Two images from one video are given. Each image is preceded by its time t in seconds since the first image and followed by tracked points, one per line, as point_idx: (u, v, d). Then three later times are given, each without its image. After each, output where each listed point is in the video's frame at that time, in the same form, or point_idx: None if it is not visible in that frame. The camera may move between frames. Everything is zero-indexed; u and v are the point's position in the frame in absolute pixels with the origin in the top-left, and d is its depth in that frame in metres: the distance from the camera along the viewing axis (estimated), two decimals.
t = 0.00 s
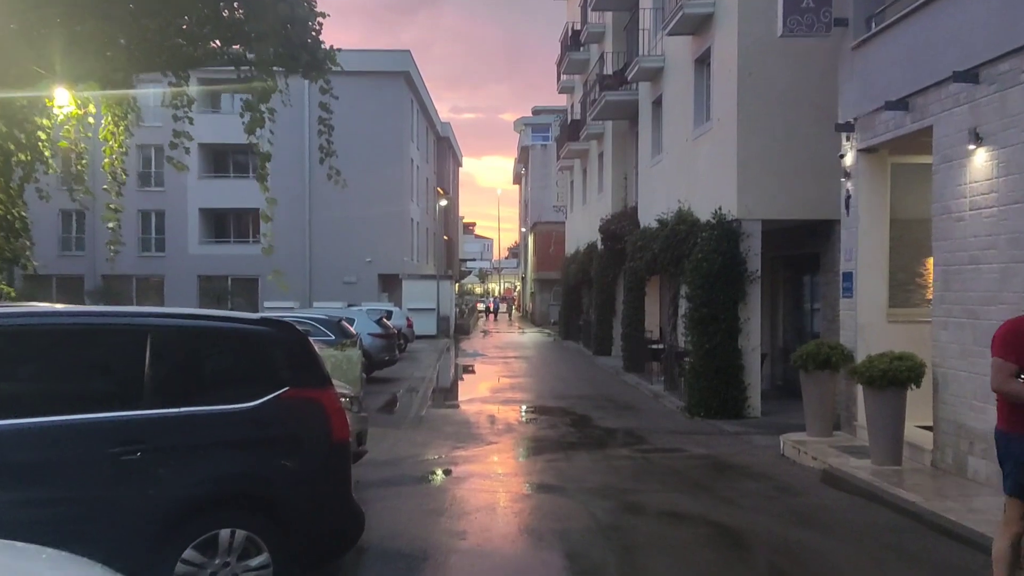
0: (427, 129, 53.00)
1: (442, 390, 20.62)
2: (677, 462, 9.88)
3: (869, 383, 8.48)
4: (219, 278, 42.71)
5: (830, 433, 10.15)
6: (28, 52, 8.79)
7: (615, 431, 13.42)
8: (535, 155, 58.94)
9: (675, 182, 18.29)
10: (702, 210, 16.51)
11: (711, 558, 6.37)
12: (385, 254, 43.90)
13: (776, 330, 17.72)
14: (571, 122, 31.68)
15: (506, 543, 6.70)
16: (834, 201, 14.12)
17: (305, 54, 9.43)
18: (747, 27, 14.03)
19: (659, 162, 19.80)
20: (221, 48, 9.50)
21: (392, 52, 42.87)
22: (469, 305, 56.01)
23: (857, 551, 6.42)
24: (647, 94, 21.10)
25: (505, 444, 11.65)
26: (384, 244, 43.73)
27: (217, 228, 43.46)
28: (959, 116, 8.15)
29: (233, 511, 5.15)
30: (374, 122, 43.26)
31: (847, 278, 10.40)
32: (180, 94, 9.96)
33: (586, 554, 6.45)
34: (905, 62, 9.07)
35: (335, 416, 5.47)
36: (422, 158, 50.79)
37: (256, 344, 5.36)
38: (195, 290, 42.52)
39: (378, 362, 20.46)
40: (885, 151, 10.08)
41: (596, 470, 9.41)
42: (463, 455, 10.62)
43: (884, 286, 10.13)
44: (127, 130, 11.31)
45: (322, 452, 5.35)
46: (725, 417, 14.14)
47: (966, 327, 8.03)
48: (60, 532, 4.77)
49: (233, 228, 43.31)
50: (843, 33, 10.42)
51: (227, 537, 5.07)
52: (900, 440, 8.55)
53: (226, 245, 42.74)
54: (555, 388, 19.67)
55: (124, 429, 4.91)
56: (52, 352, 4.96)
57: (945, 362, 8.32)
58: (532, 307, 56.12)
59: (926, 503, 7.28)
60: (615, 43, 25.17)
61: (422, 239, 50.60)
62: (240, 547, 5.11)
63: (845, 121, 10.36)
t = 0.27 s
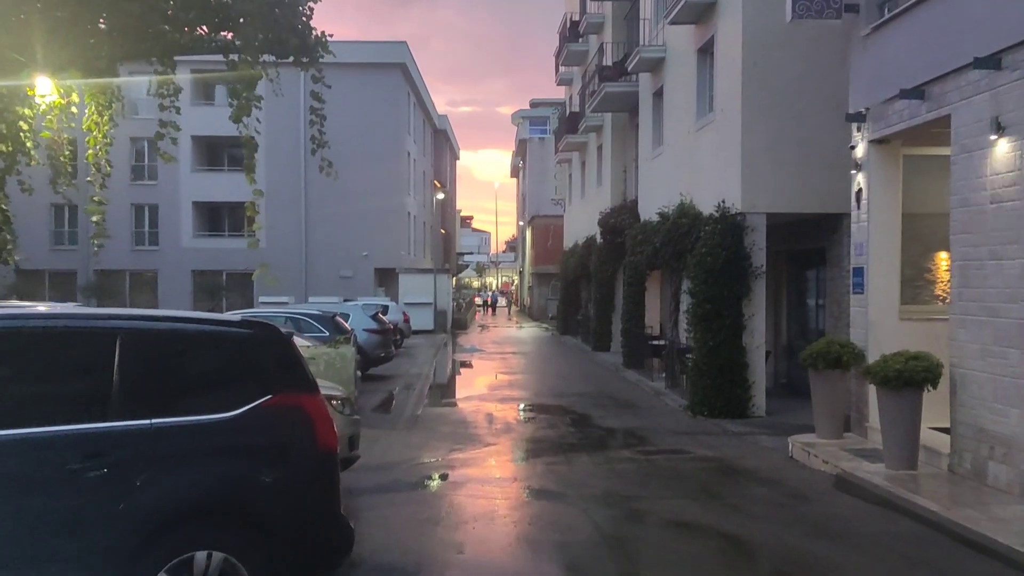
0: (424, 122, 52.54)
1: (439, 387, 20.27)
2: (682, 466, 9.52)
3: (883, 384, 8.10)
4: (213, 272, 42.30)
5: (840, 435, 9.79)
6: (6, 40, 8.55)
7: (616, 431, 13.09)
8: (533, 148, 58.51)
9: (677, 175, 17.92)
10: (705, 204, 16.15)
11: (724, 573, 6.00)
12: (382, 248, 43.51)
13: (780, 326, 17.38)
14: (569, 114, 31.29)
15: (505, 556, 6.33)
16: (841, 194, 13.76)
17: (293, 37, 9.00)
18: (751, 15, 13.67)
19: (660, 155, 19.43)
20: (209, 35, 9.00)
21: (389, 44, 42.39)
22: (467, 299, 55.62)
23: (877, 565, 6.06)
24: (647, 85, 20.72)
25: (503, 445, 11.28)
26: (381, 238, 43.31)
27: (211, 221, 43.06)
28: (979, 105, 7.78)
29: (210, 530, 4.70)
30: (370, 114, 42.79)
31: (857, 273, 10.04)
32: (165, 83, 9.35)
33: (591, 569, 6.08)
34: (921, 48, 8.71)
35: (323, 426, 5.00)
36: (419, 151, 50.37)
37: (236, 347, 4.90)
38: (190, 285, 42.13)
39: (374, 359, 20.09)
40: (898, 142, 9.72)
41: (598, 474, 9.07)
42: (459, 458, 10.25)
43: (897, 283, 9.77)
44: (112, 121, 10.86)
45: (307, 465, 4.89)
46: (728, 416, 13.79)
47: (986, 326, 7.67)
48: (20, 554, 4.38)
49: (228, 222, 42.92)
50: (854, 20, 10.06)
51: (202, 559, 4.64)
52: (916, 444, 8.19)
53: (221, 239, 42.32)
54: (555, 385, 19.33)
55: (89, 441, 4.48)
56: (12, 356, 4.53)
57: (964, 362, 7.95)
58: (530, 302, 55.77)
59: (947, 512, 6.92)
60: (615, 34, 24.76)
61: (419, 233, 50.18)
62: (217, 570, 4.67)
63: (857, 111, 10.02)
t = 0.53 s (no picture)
0: (421, 116, 52.17)
1: (437, 383, 19.95)
2: (689, 466, 9.21)
3: (900, 382, 7.79)
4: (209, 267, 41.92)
5: (851, 434, 9.48)
6: None
7: (619, 429, 12.77)
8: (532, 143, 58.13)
9: (680, 167, 17.58)
10: (708, 196, 15.82)
11: None
12: (379, 243, 43.14)
13: (784, 321, 17.07)
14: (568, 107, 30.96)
15: (508, 563, 6.01)
16: (849, 186, 13.43)
17: (285, 21, 8.63)
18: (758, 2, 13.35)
19: (662, 147, 19.08)
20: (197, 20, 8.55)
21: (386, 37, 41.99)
22: (465, 295, 55.29)
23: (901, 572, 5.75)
24: (649, 76, 20.38)
25: (503, 444, 10.96)
26: (378, 233, 42.95)
27: (207, 216, 42.67)
28: (1002, 90, 7.46)
29: (190, 541, 4.36)
30: (367, 107, 42.40)
31: (869, 267, 9.73)
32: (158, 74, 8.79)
33: None
34: (938, 32, 8.40)
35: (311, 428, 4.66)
36: (417, 145, 49.97)
37: (218, 343, 4.56)
38: (185, 280, 41.77)
39: (370, 354, 19.75)
40: (913, 131, 9.42)
41: (603, 475, 8.76)
42: (458, 457, 9.92)
43: (911, 277, 9.47)
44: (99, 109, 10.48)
45: (295, 471, 4.56)
46: (733, 413, 13.46)
47: (1009, 321, 7.36)
48: None
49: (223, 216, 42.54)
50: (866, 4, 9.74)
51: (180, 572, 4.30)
52: (934, 444, 7.89)
53: (216, 234, 41.94)
54: (554, 381, 19.01)
55: (59, 446, 4.13)
56: None
57: (985, 359, 7.65)
58: (528, 298, 55.41)
59: (971, 516, 6.62)
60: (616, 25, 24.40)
61: (417, 228, 49.81)
62: None
63: (870, 99, 9.71)
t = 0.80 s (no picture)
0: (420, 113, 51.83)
1: (436, 383, 19.66)
2: (697, 472, 8.91)
3: (918, 385, 7.49)
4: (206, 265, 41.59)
5: (864, 438, 9.18)
6: None
7: (621, 431, 12.47)
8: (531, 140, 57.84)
9: (683, 163, 17.25)
10: (712, 193, 15.50)
11: None
12: (377, 241, 42.82)
13: (789, 320, 16.79)
14: (569, 103, 30.65)
15: None
16: (858, 182, 13.12)
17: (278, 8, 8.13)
18: None
19: (664, 143, 18.76)
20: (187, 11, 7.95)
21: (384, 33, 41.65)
22: (464, 294, 54.98)
23: None
24: (651, 71, 20.07)
25: (502, 447, 10.65)
26: (377, 231, 42.63)
27: (204, 213, 42.36)
28: None
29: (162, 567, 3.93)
30: (365, 104, 42.04)
31: (881, 265, 9.43)
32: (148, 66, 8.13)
33: None
34: (956, 21, 8.08)
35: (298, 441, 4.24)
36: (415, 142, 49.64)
37: (195, 348, 4.15)
38: (182, 279, 41.47)
39: (368, 354, 19.42)
40: (927, 124, 9.11)
41: (606, 481, 8.46)
42: (457, 462, 9.61)
43: (924, 275, 9.15)
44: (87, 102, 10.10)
45: (280, 487, 4.14)
46: (738, 415, 13.15)
47: None
48: None
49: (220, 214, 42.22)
50: None
51: None
52: (953, 449, 7.58)
53: (213, 232, 41.64)
54: (555, 381, 18.71)
55: (19, 461, 3.77)
56: None
57: (1006, 362, 7.34)
58: (528, 296, 55.08)
59: (994, 527, 6.32)
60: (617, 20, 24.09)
61: (415, 226, 49.48)
62: None
63: (882, 91, 9.40)
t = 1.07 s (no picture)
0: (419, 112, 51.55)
1: (435, 383, 19.34)
2: (703, 477, 8.60)
3: (935, 385, 7.17)
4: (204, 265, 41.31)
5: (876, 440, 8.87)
6: None
7: (624, 433, 12.17)
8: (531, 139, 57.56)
9: (685, 160, 16.93)
10: (715, 190, 15.19)
11: None
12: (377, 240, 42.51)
13: (793, 319, 16.48)
14: (569, 101, 30.31)
15: None
16: (866, 177, 12.81)
17: None
18: None
19: (666, 140, 18.43)
20: None
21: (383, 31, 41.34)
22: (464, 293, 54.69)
23: None
24: (653, 67, 19.75)
25: (502, 450, 10.34)
26: (377, 230, 42.34)
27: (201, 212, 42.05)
28: None
29: None
30: (364, 102, 41.73)
31: (893, 261, 9.13)
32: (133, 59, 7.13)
33: None
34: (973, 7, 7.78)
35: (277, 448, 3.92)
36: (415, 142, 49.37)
37: (164, 347, 3.81)
38: (179, 278, 41.16)
39: (365, 354, 19.10)
40: (941, 115, 8.81)
41: (609, 486, 8.15)
42: (455, 465, 9.30)
43: (939, 272, 8.85)
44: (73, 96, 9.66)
45: (258, 498, 3.82)
46: (743, 417, 12.84)
47: None
48: None
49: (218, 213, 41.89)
50: None
51: None
52: (971, 452, 7.27)
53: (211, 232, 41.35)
54: (555, 381, 18.41)
55: None
56: None
57: None
58: (528, 295, 54.75)
59: (1017, 535, 6.01)
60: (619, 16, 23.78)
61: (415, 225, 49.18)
62: None
63: (895, 81, 9.11)
